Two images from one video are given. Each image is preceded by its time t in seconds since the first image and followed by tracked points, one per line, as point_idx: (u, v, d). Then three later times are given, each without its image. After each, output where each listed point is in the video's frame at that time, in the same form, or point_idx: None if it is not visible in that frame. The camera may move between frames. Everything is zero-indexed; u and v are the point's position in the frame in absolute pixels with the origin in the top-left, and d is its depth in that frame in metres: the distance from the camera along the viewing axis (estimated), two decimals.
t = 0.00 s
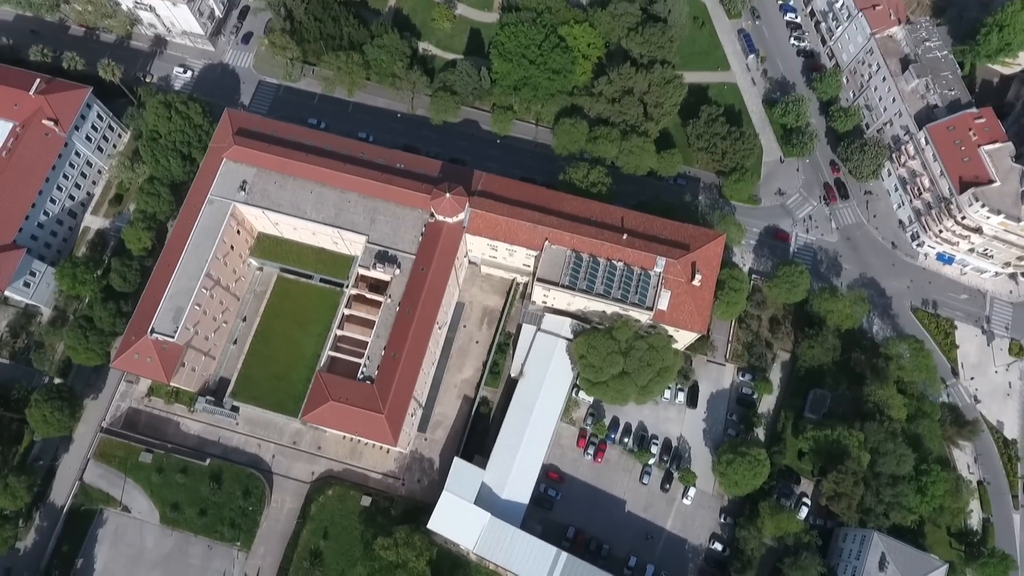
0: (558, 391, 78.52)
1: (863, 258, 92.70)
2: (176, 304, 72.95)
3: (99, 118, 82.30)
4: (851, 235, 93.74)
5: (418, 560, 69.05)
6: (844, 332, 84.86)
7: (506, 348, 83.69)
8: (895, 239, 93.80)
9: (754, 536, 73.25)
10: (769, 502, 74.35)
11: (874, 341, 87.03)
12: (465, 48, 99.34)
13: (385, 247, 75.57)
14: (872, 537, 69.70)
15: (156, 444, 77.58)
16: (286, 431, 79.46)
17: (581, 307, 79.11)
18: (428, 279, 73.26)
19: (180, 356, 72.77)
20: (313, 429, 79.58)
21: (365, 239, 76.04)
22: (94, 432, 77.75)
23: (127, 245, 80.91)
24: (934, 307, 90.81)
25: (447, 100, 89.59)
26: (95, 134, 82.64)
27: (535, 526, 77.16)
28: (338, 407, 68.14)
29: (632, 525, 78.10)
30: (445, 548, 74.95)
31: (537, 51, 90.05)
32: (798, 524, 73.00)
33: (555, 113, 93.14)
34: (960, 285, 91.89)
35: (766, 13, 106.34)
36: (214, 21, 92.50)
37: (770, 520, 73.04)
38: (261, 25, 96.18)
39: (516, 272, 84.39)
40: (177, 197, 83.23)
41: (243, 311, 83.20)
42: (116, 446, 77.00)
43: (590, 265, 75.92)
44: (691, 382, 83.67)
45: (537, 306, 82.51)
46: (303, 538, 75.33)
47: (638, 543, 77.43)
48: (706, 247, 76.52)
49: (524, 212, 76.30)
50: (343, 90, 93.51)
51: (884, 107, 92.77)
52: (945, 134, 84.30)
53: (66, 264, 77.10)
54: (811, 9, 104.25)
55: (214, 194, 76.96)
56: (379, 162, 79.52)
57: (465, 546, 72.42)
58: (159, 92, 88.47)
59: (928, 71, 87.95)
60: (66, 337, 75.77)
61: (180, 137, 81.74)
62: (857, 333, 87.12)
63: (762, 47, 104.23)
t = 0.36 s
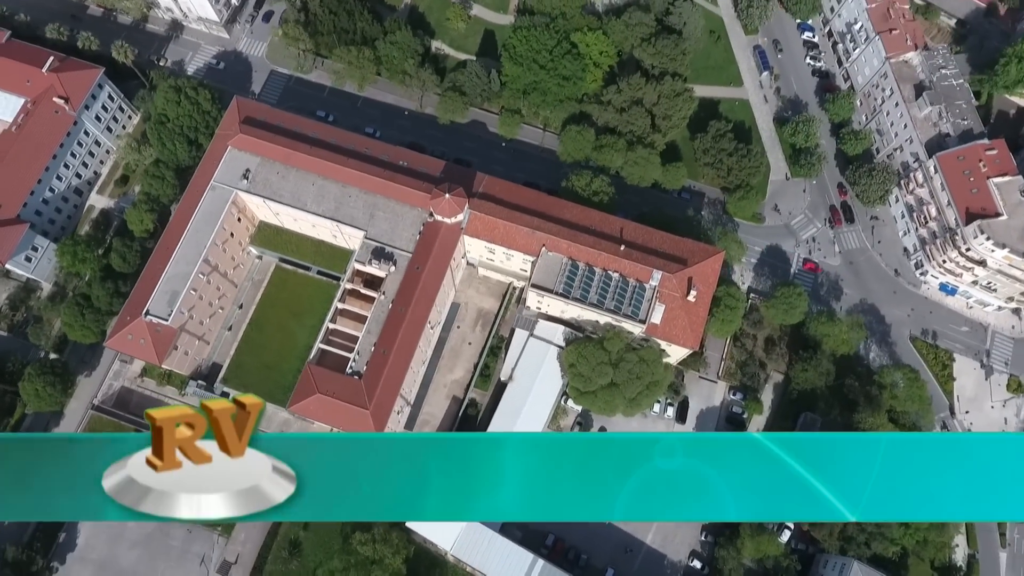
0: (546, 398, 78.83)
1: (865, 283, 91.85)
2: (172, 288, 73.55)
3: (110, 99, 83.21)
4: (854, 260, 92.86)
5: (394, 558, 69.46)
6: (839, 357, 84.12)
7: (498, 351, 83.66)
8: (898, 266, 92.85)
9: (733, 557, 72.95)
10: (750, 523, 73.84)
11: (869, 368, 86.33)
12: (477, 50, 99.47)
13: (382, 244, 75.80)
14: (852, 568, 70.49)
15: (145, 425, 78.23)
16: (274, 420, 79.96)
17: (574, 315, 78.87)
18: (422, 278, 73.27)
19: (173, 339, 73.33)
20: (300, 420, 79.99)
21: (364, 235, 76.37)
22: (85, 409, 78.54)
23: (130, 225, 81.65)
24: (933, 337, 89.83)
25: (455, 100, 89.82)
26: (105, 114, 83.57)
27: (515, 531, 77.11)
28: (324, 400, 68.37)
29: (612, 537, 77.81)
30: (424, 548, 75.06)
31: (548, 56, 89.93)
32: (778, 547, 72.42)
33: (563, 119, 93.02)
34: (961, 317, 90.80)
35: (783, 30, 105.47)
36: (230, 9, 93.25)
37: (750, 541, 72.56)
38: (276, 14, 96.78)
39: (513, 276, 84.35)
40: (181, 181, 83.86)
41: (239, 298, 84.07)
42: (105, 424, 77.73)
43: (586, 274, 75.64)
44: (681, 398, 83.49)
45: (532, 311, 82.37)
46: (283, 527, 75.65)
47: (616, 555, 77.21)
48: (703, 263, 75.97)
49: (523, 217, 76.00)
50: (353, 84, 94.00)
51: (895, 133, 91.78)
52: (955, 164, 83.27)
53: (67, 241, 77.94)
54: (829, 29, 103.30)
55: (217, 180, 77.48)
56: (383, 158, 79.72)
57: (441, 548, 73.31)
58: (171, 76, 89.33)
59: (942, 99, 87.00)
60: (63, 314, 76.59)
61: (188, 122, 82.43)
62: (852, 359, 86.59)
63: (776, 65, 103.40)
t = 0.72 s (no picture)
0: (534, 404, 78.65)
1: (866, 309, 90.90)
2: (170, 270, 74.16)
3: (122, 79, 84.16)
4: (856, 285, 91.86)
5: (370, 554, 69.64)
6: (833, 382, 83.33)
7: (490, 353, 83.61)
8: (900, 295, 91.66)
9: None
10: (731, 543, 73.22)
11: (863, 396, 85.56)
12: (491, 51, 99.65)
13: (380, 239, 76.06)
14: None
15: (136, 403, 78.92)
16: (263, 407, 80.42)
17: (568, 323, 78.70)
18: (417, 276, 73.34)
19: (167, 321, 73.95)
20: (289, 409, 80.43)
21: (362, 230, 76.64)
22: (78, 384, 79.44)
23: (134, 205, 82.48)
24: (931, 369, 88.80)
25: (464, 101, 90.06)
26: (117, 94, 84.52)
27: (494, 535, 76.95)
28: (311, 391, 68.76)
29: (591, 547, 77.55)
30: (402, 545, 75.19)
31: (560, 62, 89.76)
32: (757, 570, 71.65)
33: (571, 126, 92.93)
34: (961, 350, 89.64)
35: (801, 49, 104.42)
36: None
37: (728, 562, 72.01)
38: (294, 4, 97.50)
39: (510, 279, 84.41)
40: (187, 164, 84.60)
41: (237, 285, 84.47)
42: (97, 400, 78.57)
43: (581, 282, 75.46)
44: (670, 413, 83.60)
45: (526, 316, 82.28)
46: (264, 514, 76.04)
47: (594, 566, 77.01)
48: (700, 279, 75.40)
49: (522, 222, 75.87)
50: (365, 79, 94.50)
51: (906, 160, 90.74)
52: (964, 195, 82.21)
53: (71, 217, 78.92)
54: (847, 51, 102.21)
55: (222, 166, 78.12)
56: (387, 154, 79.96)
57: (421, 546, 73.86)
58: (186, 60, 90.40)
59: (955, 129, 85.97)
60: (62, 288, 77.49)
61: (197, 107, 83.22)
62: (846, 385, 85.90)
63: (792, 84, 102.44)
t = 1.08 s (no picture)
0: (521, 408, 78.45)
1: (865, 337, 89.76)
2: (171, 251, 74.81)
3: (138, 59, 85.12)
4: (858, 312, 90.65)
5: (347, 547, 69.94)
6: (826, 409, 82.26)
7: (482, 355, 83.41)
8: (902, 324, 90.33)
9: None
10: (708, 563, 72.56)
11: (856, 424, 84.50)
12: (506, 53, 99.66)
13: (379, 234, 76.22)
14: None
15: (129, 379, 79.66)
16: (253, 393, 80.84)
17: (561, 330, 78.40)
18: (413, 273, 73.52)
19: (164, 301, 74.59)
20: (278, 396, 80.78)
21: (363, 223, 76.87)
22: (73, 356, 80.27)
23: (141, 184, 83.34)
24: (927, 402, 87.53)
25: (474, 101, 90.19)
26: (132, 73, 85.54)
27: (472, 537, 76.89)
28: (299, 380, 69.05)
29: (569, 557, 77.22)
30: (379, 540, 75.20)
31: (573, 68, 89.52)
32: None
33: (580, 133, 92.75)
34: (960, 385, 88.28)
35: (820, 70, 103.07)
36: None
37: None
38: None
39: (507, 282, 84.32)
40: (196, 146, 85.34)
41: (237, 269, 85.00)
42: (91, 373, 79.40)
43: (576, 291, 75.16)
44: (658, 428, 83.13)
45: (520, 320, 82.12)
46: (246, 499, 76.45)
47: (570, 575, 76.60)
48: (697, 295, 74.81)
49: (521, 225, 75.72)
50: (379, 73, 94.87)
51: (917, 189, 89.54)
52: (972, 228, 81.02)
53: (78, 192, 79.95)
54: (867, 74, 100.85)
55: (228, 150, 78.70)
56: (393, 149, 80.14)
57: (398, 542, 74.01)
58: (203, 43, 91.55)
59: (969, 161, 84.78)
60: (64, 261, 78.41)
61: (209, 91, 84.00)
62: (840, 412, 84.85)
63: (808, 104, 101.30)
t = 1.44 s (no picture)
0: (508, 412, 78.01)
1: (865, 365, 88.36)
2: (172, 230, 75.34)
3: (156, 37, 85.76)
4: (859, 340, 89.24)
5: (324, 537, 69.91)
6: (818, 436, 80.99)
7: (475, 355, 83.10)
8: (903, 355, 88.72)
9: None
10: None
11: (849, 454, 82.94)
12: (523, 54, 99.35)
13: (379, 227, 76.23)
14: None
15: (123, 354, 80.21)
16: (245, 376, 81.19)
17: (554, 336, 77.95)
18: (410, 268, 73.41)
19: (162, 279, 75.14)
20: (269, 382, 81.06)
21: (364, 216, 76.90)
22: (71, 327, 81.05)
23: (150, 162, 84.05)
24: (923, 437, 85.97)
25: (486, 100, 90.02)
26: (149, 51, 86.23)
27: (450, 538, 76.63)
28: (288, 367, 69.23)
29: (546, 564, 76.72)
30: (357, 532, 75.20)
31: (588, 73, 88.90)
32: None
33: (590, 139, 92.24)
34: (958, 422, 86.59)
35: (839, 91, 101.46)
36: None
37: None
38: None
39: (505, 285, 83.94)
40: (207, 128, 85.90)
41: (238, 253, 85.35)
42: (86, 345, 80.15)
43: (572, 298, 74.68)
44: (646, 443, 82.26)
45: (516, 323, 81.69)
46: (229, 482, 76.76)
47: None
48: (694, 311, 73.98)
49: (522, 229, 75.37)
50: (394, 66, 95.03)
51: (928, 220, 88.02)
52: (981, 263, 79.44)
53: (87, 165, 80.80)
54: (887, 99, 99.11)
55: (237, 134, 79.11)
56: (400, 144, 80.07)
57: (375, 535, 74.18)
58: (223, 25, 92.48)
59: (983, 195, 83.22)
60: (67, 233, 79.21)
61: (224, 73, 84.53)
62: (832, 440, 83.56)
63: (824, 125, 99.84)
